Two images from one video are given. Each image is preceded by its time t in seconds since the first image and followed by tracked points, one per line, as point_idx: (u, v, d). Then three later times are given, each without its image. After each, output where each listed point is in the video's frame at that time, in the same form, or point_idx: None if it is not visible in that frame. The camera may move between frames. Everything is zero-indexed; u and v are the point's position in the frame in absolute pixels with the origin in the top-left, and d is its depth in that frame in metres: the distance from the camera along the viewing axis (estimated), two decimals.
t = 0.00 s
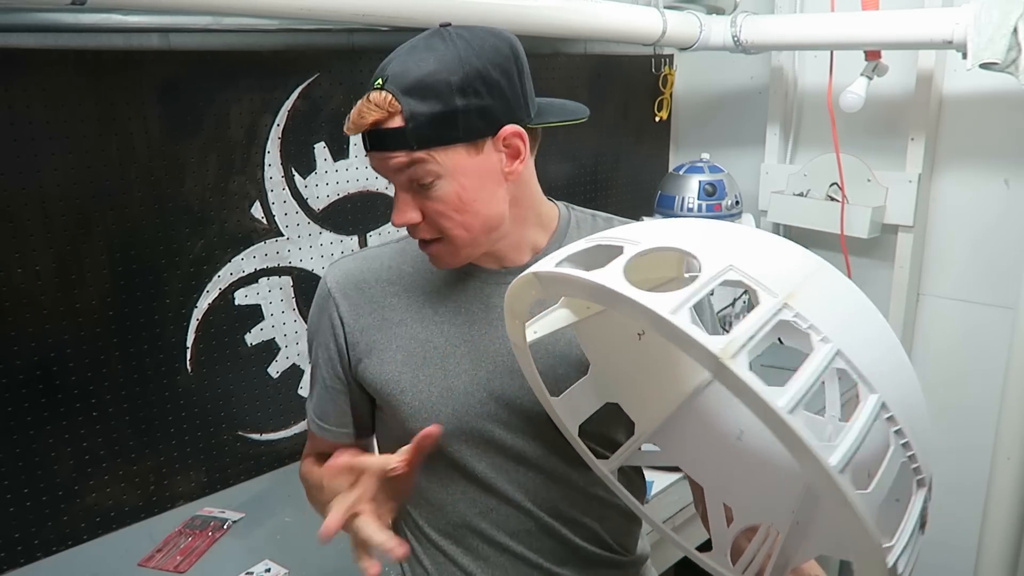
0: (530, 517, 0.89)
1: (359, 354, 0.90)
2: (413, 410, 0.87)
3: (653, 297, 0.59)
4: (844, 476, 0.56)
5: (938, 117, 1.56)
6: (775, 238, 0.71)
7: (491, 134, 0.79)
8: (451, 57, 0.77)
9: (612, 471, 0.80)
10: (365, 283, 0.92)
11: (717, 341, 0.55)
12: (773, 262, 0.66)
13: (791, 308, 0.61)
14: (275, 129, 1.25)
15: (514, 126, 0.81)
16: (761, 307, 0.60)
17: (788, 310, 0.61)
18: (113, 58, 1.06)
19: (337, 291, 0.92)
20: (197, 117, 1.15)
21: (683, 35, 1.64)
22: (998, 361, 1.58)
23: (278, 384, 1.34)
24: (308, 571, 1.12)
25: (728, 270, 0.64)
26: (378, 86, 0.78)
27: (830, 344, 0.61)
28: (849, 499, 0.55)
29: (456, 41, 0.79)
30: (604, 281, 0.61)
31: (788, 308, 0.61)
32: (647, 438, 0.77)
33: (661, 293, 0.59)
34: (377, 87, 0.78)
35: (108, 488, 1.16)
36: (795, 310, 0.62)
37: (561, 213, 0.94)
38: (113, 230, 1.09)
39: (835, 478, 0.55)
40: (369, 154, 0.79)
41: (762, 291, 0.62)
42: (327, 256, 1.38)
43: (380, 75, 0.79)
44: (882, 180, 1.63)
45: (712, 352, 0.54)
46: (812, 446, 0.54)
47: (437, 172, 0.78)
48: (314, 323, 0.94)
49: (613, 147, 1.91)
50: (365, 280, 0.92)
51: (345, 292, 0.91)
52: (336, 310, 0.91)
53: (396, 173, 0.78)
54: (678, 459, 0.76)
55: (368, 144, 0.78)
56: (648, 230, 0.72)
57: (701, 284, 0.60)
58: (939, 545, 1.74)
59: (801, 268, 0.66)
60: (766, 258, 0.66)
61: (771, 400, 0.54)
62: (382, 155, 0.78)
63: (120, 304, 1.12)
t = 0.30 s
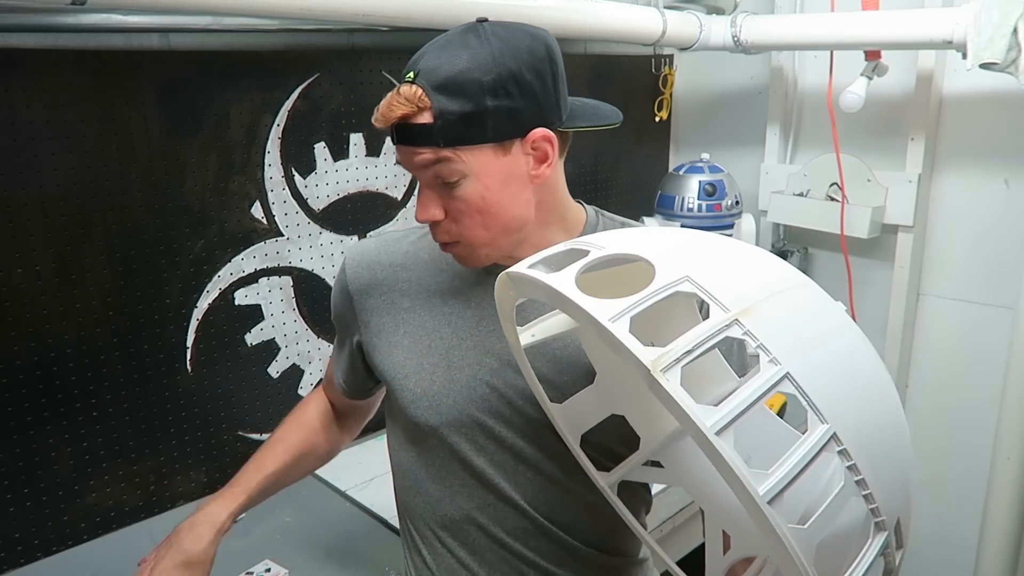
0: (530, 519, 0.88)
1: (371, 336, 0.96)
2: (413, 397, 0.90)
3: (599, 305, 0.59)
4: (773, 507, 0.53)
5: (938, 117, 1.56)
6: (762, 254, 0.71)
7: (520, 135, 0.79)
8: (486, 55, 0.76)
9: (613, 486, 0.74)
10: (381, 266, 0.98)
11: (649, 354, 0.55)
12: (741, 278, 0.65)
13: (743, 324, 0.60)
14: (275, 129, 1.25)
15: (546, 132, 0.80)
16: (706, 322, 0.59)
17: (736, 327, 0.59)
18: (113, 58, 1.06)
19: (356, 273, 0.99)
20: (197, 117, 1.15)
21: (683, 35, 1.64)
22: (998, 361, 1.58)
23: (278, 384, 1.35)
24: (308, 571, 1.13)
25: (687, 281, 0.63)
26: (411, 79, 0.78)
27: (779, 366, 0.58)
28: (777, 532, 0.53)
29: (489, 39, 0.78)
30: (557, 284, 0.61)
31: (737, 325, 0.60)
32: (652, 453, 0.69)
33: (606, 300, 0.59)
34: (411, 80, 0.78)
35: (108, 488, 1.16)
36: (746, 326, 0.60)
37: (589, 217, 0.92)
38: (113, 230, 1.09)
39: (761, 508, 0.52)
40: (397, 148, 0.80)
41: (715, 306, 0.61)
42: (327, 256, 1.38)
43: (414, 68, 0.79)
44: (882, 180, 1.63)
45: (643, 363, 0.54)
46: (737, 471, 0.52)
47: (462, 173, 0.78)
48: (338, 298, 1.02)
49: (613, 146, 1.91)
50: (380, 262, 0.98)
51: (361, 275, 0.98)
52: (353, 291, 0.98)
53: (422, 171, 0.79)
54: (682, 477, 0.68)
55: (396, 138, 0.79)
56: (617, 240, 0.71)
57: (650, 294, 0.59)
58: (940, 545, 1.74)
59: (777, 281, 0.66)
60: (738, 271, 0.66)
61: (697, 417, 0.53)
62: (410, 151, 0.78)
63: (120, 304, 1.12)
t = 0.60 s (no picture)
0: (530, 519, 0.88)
1: (372, 337, 0.96)
2: (413, 398, 0.91)
3: (601, 318, 0.59)
4: (783, 514, 0.53)
5: (937, 117, 1.56)
6: (757, 254, 0.71)
7: (523, 142, 0.79)
8: (489, 60, 0.76)
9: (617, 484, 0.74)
10: (381, 267, 0.97)
11: (652, 365, 0.55)
12: (738, 281, 0.65)
13: (745, 330, 0.60)
14: (275, 129, 1.25)
15: (549, 138, 0.80)
16: (709, 329, 0.59)
17: (739, 333, 0.59)
18: (113, 58, 1.05)
19: (355, 274, 0.98)
20: (197, 117, 1.15)
21: (683, 35, 1.64)
22: (997, 361, 1.58)
23: (278, 384, 1.35)
24: (308, 571, 1.13)
25: (689, 287, 0.63)
26: (413, 82, 0.78)
27: (783, 371, 0.58)
28: (790, 543, 0.53)
29: (493, 42, 0.77)
30: (557, 297, 0.62)
31: (740, 331, 0.60)
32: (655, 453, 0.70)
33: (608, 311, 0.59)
34: (412, 84, 0.78)
35: (108, 488, 1.16)
36: (749, 332, 0.60)
37: (591, 217, 0.92)
38: (113, 230, 1.09)
39: (769, 515, 0.52)
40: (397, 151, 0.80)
41: (717, 313, 0.61)
42: (327, 256, 1.38)
43: (416, 72, 0.78)
44: (882, 180, 1.63)
45: (648, 376, 0.54)
46: (744, 480, 0.52)
47: (463, 179, 0.78)
48: (338, 299, 1.02)
49: (613, 146, 1.91)
50: (380, 263, 0.98)
51: (360, 276, 0.98)
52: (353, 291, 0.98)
53: (424, 176, 0.79)
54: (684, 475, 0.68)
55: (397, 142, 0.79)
56: (616, 245, 0.71)
57: (651, 304, 0.60)
58: (940, 544, 1.74)
59: (776, 282, 0.67)
60: (736, 273, 0.66)
61: (704, 429, 0.53)
62: (411, 156, 0.78)
63: (120, 305, 1.12)
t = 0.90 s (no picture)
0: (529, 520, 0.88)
1: (370, 337, 0.96)
2: (410, 399, 0.91)
3: (636, 323, 0.58)
4: (813, 527, 0.54)
5: (938, 117, 1.56)
6: (778, 263, 0.72)
7: (524, 151, 0.79)
8: (490, 70, 0.75)
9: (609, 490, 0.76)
10: (378, 267, 0.97)
11: (691, 375, 0.55)
12: (762, 290, 0.65)
13: (780, 344, 0.60)
14: (275, 129, 1.25)
15: (552, 147, 0.80)
16: (744, 340, 0.59)
17: (774, 347, 0.60)
18: (113, 58, 1.05)
19: (352, 274, 0.98)
20: (197, 117, 1.15)
21: (683, 35, 1.64)
22: (998, 361, 1.58)
23: (278, 384, 1.35)
24: (308, 571, 1.12)
25: (721, 299, 0.63)
26: (414, 93, 0.77)
27: (815, 387, 0.59)
28: (817, 551, 0.55)
29: (494, 51, 0.77)
30: (587, 300, 0.61)
31: (774, 345, 0.60)
32: (652, 455, 0.71)
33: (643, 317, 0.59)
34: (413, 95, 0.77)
35: (108, 488, 1.16)
36: (784, 347, 0.60)
37: (588, 219, 0.92)
38: (113, 230, 1.09)
39: (801, 528, 0.54)
40: (400, 161, 0.79)
41: (750, 325, 0.61)
42: (327, 256, 1.38)
43: (415, 81, 0.77)
44: (882, 180, 1.63)
45: (686, 386, 0.54)
46: (780, 494, 0.52)
47: (467, 190, 0.78)
48: (337, 299, 1.01)
49: (614, 146, 1.90)
50: (378, 262, 0.97)
51: (358, 276, 0.97)
52: (351, 292, 0.98)
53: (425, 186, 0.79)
54: (684, 480, 0.69)
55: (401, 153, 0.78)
56: (639, 251, 0.71)
57: (688, 313, 0.59)
58: (940, 545, 1.74)
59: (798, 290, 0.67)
60: (760, 281, 0.66)
61: (744, 441, 0.53)
62: (414, 167, 0.78)
63: (120, 304, 1.12)
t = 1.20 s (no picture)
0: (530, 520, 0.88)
1: (366, 348, 0.94)
2: (410, 408, 0.90)
3: (651, 331, 0.58)
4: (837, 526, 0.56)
5: (938, 117, 1.56)
6: (782, 260, 0.72)
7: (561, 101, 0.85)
8: (531, 23, 0.82)
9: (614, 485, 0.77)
10: (370, 278, 0.96)
11: (711, 383, 0.55)
12: (767, 290, 0.65)
13: (793, 346, 0.61)
14: (275, 129, 1.24)
15: (572, 101, 0.89)
16: (758, 345, 0.60)
17: (788, 350, 0.61)
18: (113, 58, 1.05)
19: (344, 288, 0.97)
20: (197, 117, 1.15)
21: (683, 35, 1.64)
22: (998, 361, 1.58)
23: (278, 384, 1.35)
24: (308, 571, 1.12)
25: (733, 302, 0.63)
26: (470, 43, 0.79)
27: (831, 388, 0.60)
28: (842, 549, 0.56)
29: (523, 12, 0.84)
30: (597, 307, 0.61)
31: (788, 347, 0.61)
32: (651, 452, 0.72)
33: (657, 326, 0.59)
34: (469, 44, 0.79)
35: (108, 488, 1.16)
36: (797, 349, 0.61)
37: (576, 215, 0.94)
38: (113, 230, 1.09)
39: (826, 529, 0.55)
40: (459, 112, 0.78)
41: (762, 327, 0.62)
42: (327, 256, 1.38)
43: (464, 35, 0.80)
44: (882, 180, 1.63)
45: (706, 395, 0.54)
46: (804, 496, 0.54)
47: (526, 132, 0.81)
48: (331, 315, 1.00)
49: (613, 146, 1.90)
50: (369, 274, 0.96)
51: (349, 289, 0.96)
52: (344, 305, 0.97)
53: (492, 132, 0.79)
54: (684, 475, 0.71)
55: (464, 100, 0.78)
56: (644, 254, 0.71)
57: (702, 319, 0.60)
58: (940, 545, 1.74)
59: (801, 288, 0.67)
60: (765, 281, 0.67)
61: (766, 447, 0.54)
62: (478, 112, 0.78)
63: (120, 304, 1.12)
